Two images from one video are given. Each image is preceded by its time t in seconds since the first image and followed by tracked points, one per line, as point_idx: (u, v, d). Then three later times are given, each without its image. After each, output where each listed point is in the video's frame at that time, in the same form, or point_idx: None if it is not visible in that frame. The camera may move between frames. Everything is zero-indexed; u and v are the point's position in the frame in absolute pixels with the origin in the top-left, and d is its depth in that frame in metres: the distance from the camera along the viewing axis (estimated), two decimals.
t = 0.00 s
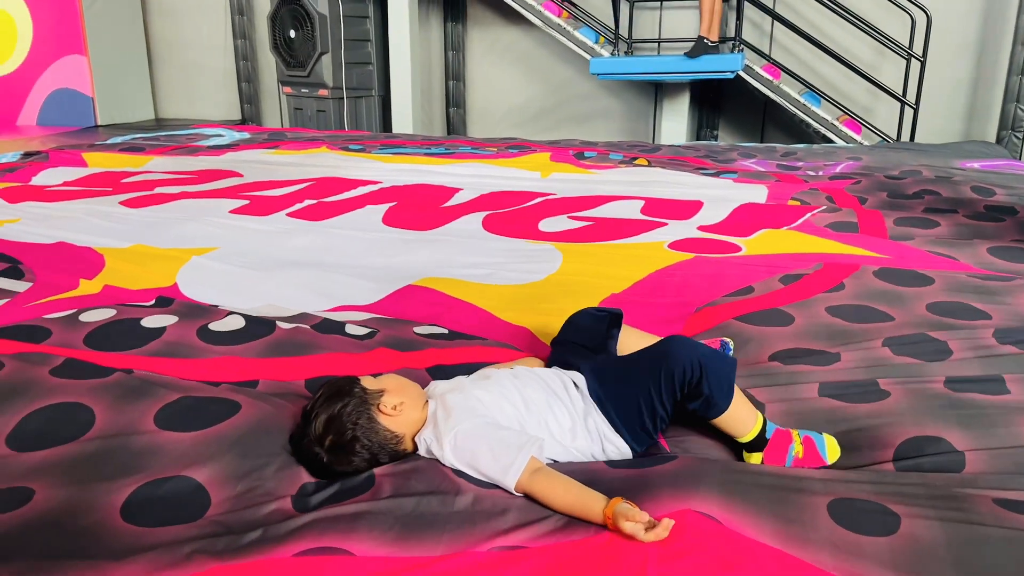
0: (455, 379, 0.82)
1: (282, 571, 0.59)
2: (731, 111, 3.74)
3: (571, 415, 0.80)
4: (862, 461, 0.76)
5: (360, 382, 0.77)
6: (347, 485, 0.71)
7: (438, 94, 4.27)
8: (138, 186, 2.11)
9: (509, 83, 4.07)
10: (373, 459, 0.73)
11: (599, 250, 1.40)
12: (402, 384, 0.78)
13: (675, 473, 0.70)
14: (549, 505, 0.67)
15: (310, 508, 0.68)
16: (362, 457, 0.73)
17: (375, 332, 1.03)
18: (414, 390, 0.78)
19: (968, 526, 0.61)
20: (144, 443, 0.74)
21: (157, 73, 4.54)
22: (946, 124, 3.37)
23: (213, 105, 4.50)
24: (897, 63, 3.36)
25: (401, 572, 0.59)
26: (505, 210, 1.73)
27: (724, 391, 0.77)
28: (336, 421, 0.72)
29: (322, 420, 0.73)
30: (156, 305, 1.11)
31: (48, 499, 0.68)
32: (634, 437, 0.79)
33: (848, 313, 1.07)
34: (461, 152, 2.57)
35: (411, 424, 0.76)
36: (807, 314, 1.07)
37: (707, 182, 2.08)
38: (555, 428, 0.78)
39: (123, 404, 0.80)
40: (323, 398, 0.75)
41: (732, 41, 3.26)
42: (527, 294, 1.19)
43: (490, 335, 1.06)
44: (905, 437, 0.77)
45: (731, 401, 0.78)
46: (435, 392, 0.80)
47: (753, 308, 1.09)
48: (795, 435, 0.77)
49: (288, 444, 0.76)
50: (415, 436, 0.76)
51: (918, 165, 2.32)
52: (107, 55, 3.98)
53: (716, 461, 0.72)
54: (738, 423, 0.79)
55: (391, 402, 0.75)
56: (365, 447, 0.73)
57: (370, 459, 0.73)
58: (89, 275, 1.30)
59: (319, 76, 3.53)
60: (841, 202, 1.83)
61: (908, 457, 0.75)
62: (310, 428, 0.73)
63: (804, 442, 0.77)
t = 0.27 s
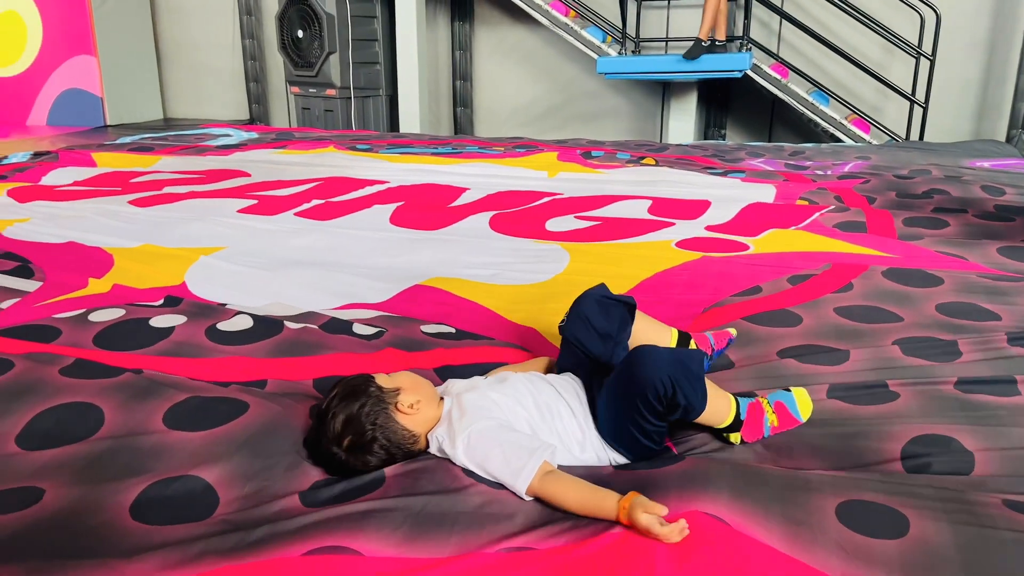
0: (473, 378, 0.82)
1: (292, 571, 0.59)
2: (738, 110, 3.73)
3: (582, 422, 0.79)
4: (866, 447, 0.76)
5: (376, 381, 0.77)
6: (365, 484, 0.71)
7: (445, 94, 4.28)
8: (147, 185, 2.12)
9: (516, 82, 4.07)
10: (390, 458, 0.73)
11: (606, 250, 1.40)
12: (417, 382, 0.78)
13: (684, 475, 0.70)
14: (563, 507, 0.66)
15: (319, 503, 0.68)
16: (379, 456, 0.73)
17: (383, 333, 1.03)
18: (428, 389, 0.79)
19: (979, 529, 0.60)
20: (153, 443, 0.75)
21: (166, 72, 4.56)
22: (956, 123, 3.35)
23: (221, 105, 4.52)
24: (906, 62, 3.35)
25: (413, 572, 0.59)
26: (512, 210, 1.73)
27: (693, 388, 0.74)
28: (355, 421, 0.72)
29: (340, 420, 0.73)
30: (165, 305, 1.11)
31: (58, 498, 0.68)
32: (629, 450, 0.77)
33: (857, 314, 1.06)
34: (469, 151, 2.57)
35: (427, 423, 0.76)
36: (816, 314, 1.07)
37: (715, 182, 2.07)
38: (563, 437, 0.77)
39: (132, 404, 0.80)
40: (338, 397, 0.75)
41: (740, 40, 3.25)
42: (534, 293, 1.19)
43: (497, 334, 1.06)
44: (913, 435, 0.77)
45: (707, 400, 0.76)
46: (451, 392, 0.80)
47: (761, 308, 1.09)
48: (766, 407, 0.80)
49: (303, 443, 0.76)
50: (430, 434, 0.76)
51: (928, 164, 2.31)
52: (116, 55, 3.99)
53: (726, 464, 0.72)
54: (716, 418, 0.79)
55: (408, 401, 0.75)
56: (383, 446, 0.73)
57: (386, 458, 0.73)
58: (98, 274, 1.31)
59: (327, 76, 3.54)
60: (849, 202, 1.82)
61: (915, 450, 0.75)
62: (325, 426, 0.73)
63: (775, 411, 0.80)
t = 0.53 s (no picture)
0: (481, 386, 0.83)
1: (296, 575, 0.59)
2: (748, 109, 3.71)
3: (574, 434, 0.77)
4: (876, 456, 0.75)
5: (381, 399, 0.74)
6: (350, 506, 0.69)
7: (454, 93, 4.28)
8: (157, 186, 2.13)
9: (524, 81, 4.06)
10: (381, 481, 0.72)
11: (614, 250, 1.39)
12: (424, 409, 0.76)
13: (689, 482, 0.69)
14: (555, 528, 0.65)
15: (323, 516, 0.68)
16: (370, 478, 0.71)
17: (389, 334, 1.03)
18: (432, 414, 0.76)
19: (982, 535, 0.60)
20: (158, 445, 0.75)
21: (175, 72, 4.58)
22: (967, 121, 3.32)
23: (231, 104, 4.54)
24: (917, 61, 3.32)
25: None
26: (520, 210, 1.73)
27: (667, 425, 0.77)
28: (353, 440, 0.71)
29: (338, 436, 0.71)
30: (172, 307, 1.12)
31: (64, 500, 0.68)
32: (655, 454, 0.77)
33: (867, 316, 1.05)
34: (477, 151, 2.57)
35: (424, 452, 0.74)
36: (825, 315, 1.06)
37: (725, 181, 2.06)
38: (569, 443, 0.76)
39: (139, 406, 0.81)
40: (338, 415, 0.72)
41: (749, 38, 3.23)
42: (541, 294, 1.18)
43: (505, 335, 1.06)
44: (920, 438, 0.76)
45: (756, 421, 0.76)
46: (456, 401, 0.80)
47: (770, 310, 1.08)
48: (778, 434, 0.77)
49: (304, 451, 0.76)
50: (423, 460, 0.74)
51: (939, 163, 2.29)
52: (125, 55, 4.01)
53: (731, 470, 0.71)
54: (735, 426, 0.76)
55: (408, 429, 0.73)
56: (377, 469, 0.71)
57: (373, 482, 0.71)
58: (107, 275, 1.32)
59: (336, 76, 3.54)
60: (859, 202, 1.81)
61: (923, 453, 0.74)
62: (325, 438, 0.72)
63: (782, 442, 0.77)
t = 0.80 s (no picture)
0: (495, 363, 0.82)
1: None
2: (756, 107, 3.69)
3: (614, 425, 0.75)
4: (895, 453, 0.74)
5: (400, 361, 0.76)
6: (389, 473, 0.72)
7: (461, 93, 4.27)
8: (164, 185, 2.14)
9: (531, 80, 4.06)
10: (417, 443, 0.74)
11: (621, 250, 1.39)
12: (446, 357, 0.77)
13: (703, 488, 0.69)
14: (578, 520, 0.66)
15: (328, 507, 0.67)
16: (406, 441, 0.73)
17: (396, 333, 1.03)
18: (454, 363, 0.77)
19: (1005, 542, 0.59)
20: (164, 444, 0.75)
21: (183, 72, 4.59)
22: (977, 120, 3.30)
23: (238, 104, 4.55)
24: (926, 59, 3.30)
25: None
26: (527, 210, 1.72)
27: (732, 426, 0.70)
28: (376, 404, 0.72)
29: (365, 402, 0.73)
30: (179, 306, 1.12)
31: (71, 498, 0.68)
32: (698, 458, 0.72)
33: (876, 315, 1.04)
34: (483, 150, 2.56)
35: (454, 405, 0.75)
36: (834, 315, 1.05)
37: (733, 181, 2.05)
38: (613, 447, 0.73)
39: (146, 406, 0.81)
40: (361, 384, 0.74)
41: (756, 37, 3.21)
42: (548, 294, 1.18)
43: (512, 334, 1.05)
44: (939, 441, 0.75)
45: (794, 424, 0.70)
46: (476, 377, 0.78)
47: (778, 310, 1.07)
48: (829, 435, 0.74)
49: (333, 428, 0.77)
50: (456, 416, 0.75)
51: (949, 162, 2.27)
52: (133, 55, 4.03)
53: (746, 473, 0.71)
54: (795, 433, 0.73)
55: (430, 376, 0.74)
56: (409, 431, 0.73)
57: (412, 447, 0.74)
58: (114, 274, 1.32)
59: (343, 75, 3.54)
60: (869, 201, 1.79)
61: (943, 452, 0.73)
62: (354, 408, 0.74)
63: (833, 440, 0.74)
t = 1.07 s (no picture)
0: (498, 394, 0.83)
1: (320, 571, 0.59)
2: (762, 106, 3.68)
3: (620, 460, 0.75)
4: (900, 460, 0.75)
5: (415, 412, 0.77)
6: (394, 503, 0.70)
7: (467, 93, 4.28)
8: (173, 186, 2.14)
9: (537, 80, 4.06)
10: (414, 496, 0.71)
11: (629, 248, 1.39)
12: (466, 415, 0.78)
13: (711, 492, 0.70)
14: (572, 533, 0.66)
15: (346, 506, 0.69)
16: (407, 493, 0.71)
17: (405, 333, 1.03)
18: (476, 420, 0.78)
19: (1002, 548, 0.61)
20: (177, 444, 0.76)
21: (191, 73, 4.61)
22: (985, 118, 3.28)
23: (246, 104, 4.57)
24: (934, 56, 3.28)
25: (461, 575, 0.59)
26: (534, 209, 1.72)
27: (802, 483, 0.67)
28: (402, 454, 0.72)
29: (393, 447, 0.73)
30: (189, 306, 1.13)
31: (87, 497, 0.69)
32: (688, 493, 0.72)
33: (885, 315, 1.04)
34: (490, 150, 2.56)
35: (467, 460, 0.74)
36: (843, 315, 1.05)
37: (741, 179, 2.05)
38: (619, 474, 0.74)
39: (158, 406, 0.81)
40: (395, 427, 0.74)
41: (763, 35, 3.20)
42: (556, 292, 1.18)
43: (521, 333, 1.05)
44: (940, 439, 0.75)
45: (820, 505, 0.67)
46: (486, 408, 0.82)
47: (787, 309, 1.07)
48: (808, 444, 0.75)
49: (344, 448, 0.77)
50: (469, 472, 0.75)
51: (957, 160, 2.26)
52: (141, 56, 4.04)
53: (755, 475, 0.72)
54: (843, 502, 0.67)
55: (456, 442, 0.74)
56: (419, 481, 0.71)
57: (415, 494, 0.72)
58: (124, 274, 1.33)
59: (350, 75, 3.55)
60: (877, 199, 1.78)
61: (946, 455, 0.73)
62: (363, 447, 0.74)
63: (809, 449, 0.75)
